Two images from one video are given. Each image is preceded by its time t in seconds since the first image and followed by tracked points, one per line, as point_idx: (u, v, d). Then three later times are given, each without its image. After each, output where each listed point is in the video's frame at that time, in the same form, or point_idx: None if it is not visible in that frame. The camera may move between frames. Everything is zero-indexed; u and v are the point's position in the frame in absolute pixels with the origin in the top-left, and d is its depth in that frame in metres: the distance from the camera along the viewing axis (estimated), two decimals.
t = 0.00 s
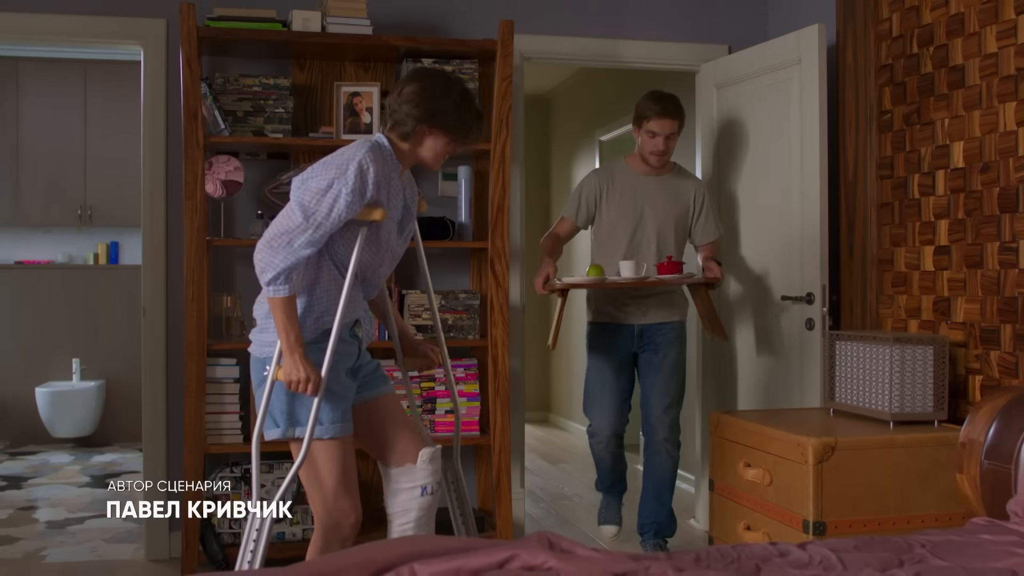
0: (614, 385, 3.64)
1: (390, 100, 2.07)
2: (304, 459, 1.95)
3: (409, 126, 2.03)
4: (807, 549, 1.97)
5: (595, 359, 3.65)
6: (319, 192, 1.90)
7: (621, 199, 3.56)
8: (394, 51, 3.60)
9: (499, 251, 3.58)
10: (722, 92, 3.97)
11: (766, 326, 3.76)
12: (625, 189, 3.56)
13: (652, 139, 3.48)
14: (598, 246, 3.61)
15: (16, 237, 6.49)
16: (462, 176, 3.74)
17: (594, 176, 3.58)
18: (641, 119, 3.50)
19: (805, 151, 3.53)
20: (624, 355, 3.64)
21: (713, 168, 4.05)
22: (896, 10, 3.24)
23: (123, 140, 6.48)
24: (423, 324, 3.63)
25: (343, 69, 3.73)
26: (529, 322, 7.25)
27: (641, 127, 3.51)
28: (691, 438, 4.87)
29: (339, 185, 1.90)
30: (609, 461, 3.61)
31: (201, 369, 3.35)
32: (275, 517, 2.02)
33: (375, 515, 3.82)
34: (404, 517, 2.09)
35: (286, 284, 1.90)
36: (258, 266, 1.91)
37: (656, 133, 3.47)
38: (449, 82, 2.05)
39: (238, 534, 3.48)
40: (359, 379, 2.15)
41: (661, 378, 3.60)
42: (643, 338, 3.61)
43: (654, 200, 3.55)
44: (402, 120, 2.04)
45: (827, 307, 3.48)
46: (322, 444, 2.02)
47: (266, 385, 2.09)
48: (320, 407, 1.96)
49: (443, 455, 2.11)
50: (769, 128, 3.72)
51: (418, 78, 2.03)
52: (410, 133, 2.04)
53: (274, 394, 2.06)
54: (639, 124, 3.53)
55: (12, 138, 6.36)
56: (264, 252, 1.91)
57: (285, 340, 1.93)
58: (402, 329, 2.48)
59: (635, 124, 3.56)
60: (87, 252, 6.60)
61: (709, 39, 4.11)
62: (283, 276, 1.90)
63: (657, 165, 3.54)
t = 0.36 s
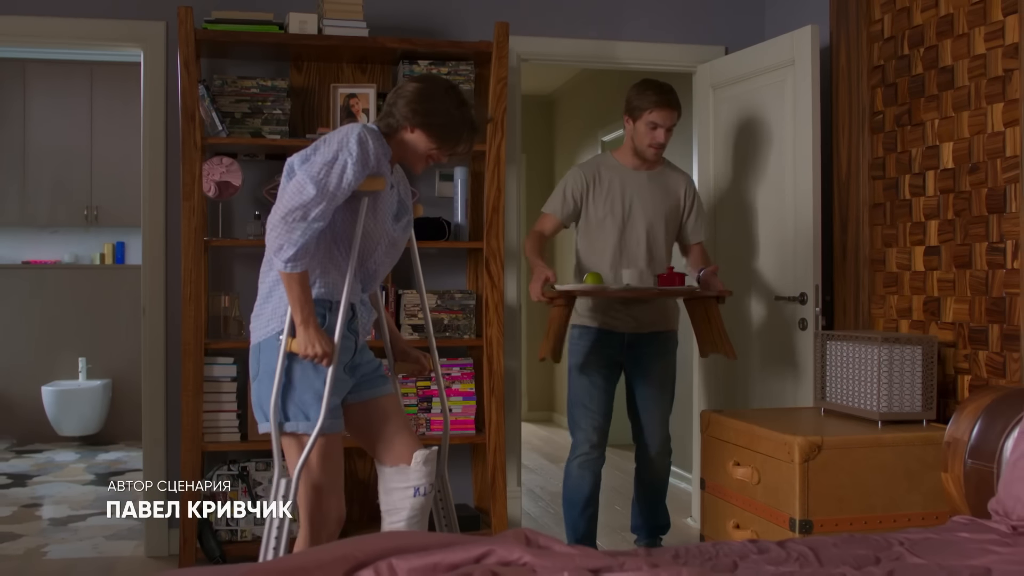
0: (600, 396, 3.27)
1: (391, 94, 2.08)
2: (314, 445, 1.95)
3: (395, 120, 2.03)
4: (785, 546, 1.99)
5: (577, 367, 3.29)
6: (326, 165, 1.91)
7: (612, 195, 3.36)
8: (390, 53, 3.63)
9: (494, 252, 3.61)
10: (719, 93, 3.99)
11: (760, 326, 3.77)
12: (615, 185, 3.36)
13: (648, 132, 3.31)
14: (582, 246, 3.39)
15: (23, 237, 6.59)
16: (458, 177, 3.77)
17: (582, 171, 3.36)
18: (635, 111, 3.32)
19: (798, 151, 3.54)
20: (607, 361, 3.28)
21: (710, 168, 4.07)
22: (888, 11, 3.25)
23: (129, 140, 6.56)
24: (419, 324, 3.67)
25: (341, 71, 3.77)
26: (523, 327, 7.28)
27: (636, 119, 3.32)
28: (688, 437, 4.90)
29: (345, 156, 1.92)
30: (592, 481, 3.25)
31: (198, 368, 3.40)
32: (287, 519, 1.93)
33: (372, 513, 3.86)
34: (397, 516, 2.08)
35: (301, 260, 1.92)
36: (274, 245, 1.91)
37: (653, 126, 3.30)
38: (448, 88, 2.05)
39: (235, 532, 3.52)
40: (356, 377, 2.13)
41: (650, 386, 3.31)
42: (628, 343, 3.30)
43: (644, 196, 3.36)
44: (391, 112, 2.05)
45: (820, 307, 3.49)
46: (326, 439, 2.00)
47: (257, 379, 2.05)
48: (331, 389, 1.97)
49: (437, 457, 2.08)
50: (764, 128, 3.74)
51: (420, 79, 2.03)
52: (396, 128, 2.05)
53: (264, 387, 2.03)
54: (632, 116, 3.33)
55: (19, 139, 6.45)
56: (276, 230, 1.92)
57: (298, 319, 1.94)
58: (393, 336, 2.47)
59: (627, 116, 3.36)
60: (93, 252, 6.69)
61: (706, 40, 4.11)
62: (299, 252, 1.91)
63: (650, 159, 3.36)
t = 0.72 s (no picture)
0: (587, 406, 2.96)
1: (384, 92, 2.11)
2: (380, 433, 2.01)
3: (388, 119, 2.07)
4: (775, 546, 2.00)
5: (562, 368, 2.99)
6: (335, 160, 1.95)
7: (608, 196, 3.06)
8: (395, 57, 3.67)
9: (498, 253, 3.64)
10: (723, 96, 4.00)
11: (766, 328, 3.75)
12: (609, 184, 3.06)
13: (651, 132, 3.01)
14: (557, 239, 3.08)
15: (37, 239, 6.72)
16: (463, 180, 3.80)
17: (580, 162, 2.99)
18: (643, 105, 3.00)
19: (800, 152, 3.55)
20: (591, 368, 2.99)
21: (714, 170, 4.08)
22: (889, 14, 3.26)
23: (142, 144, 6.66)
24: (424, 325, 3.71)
25: (346, 74, 3.81)
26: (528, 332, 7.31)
27: (641, 115, 3.00)
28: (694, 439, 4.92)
29: (348, 148, 1.97)
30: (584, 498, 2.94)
31: (204, 369, 3.44)
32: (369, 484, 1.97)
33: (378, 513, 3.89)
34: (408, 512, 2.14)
35: (332, 256, 1.94)
36: (306, 249, 1.93)
37: (659, 126, 3.01)
38: (441, 87, 2.09)
39: (240, 530, 3.56)
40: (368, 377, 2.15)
41: (647, 388, 3.04)
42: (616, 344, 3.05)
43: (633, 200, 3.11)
44: (384, 112, 2.09)
45: (822, 309, 3.50)
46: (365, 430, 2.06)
47: (267, 382, 2.05)
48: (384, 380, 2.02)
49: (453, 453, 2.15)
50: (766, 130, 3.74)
51: (413, 79, 2.07)
52: (390, 127, 2.08)
53: (273, 389, 2.03)
54: (637, 112, 3.01)
55: (34, 143, 6.56)
56: (303, 233, 1.94)
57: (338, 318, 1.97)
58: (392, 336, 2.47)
59: (629, 107, 3.02)
60: (106, 254, 6.78)
61: (711, 43, 4.12)
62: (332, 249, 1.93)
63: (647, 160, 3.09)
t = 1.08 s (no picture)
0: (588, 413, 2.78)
1: (398, 111, 2.13)
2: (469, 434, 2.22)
3: (405, 138, 2.10)
4: (766, 547, 2.02)
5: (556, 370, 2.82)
6: (380, 206, 1.97)
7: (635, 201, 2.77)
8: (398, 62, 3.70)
9: (501, 256, 3.65)
10: (727, 99, 4.01)
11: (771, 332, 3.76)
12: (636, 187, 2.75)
13: (677, 134, 2.69)
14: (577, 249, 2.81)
15: (50, 242, 6.84)
16: (467, 184, 3.82)
17: (613, 162, 2.64)
18: (669, 105, 2.66)
19: (802, 156, 3.56)
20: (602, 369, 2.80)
21: (718, 173, 4.09)
22: (890, 17, 3.26)
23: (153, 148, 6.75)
24: (428, 328, 3.74)
25: (351, 79, 3.84)
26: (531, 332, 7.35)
27: (666, 116, 2.68)
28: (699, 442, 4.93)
29: (391, 192, 1.99)
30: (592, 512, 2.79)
31: (210, 371, 3.48)
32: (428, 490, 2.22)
33: (383, 514, 3.92)
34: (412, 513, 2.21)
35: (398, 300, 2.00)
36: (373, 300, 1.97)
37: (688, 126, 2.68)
38: (451, 96, 2.10)
39: (245, 531, 3.60)
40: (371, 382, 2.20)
41: (652, 395, 2.82)
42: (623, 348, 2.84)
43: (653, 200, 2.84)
44: (400, 132, 2.11)
45: (824, 312, 3.50)
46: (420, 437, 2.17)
47: (277, 389, 2.09)
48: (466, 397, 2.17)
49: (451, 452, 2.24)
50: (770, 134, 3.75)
51: (423, 92, 2.08)
52: (409, 143, 2.10)
53: (285, 396, 2.07)
54: (661, 111, 2.68)
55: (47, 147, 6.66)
56: (365, 283, 1.97)
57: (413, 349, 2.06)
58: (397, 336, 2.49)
59: (653, 105, 2.68)
60: (119, 256, 6.93)
61: (715, 46, 4.13)
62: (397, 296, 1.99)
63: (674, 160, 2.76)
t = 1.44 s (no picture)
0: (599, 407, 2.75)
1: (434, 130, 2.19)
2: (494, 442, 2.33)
3: (445, 154, 2.15)
4: (748, 544, 2.03)
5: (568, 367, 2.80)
6: (451, 222, 2.04)
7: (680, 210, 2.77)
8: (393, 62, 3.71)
9: (494, 256, 3.67)
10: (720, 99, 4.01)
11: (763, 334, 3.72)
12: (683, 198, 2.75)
13: (724, 145, 2.70)
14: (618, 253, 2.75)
15: (50, 242, 6.89)
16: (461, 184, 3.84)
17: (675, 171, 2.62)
18: (722, 115, 2.66)
19: (792, 156, 3.56)
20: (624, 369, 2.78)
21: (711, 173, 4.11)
22: (880, 18, 3.27)
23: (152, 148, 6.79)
24: (422, 327, 3.75)
25: (346, 79, 3.86)
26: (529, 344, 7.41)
27: (719, 126, 2.67)
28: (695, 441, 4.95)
29: (458, 208, 2.07)
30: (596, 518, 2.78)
31: (204, 369, 3.51)
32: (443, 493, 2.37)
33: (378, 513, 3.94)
34: (428, 516, 2.34)
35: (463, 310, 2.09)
36: (442, 310, 2.05)
37: (739, 138, 2.69)
38: (486, 110, 2.15)
39: (240, 529, 3.63)
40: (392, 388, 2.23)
41: (663, 403, 2.81)
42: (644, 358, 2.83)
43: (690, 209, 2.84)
44: (439, 149, 2.16)
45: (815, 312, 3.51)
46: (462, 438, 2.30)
47: (308, 389, 2.09)
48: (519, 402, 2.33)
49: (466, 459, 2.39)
50: (763, 134, 3.76)
51: (457, 109, 2.15)
52: (449, 160, 2.16)
53: (318, 397, 2.08)
54: (713, 119, 2.67)
55: (46, 147, 6.70)
56: (434, 294, 2.04)
57: (473, 358, 2.18)
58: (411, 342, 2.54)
59: (705, 114, 2.68)
60: (119, 256, 6.98)
61: (709, 46, 4.14)
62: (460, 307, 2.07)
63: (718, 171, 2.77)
